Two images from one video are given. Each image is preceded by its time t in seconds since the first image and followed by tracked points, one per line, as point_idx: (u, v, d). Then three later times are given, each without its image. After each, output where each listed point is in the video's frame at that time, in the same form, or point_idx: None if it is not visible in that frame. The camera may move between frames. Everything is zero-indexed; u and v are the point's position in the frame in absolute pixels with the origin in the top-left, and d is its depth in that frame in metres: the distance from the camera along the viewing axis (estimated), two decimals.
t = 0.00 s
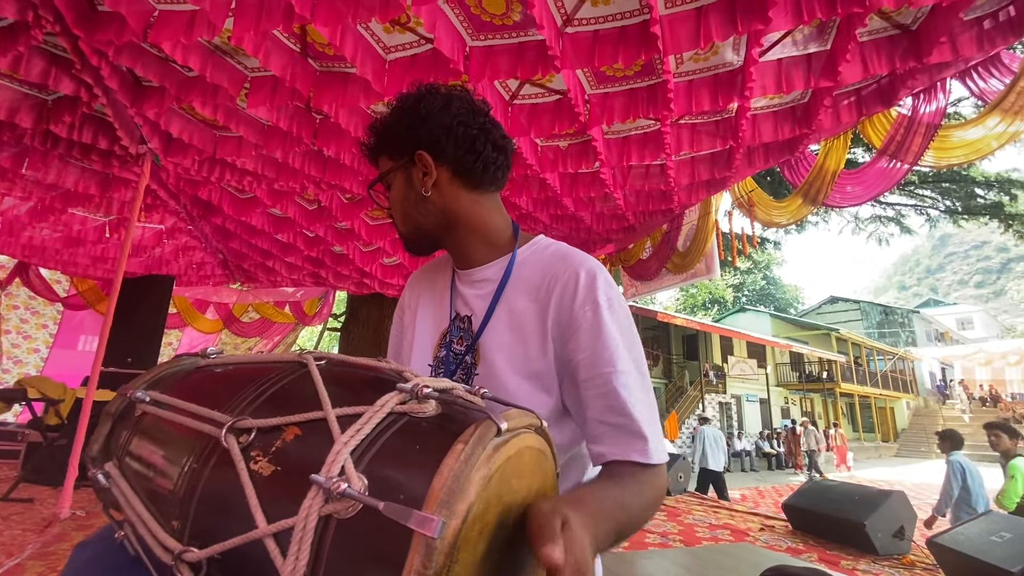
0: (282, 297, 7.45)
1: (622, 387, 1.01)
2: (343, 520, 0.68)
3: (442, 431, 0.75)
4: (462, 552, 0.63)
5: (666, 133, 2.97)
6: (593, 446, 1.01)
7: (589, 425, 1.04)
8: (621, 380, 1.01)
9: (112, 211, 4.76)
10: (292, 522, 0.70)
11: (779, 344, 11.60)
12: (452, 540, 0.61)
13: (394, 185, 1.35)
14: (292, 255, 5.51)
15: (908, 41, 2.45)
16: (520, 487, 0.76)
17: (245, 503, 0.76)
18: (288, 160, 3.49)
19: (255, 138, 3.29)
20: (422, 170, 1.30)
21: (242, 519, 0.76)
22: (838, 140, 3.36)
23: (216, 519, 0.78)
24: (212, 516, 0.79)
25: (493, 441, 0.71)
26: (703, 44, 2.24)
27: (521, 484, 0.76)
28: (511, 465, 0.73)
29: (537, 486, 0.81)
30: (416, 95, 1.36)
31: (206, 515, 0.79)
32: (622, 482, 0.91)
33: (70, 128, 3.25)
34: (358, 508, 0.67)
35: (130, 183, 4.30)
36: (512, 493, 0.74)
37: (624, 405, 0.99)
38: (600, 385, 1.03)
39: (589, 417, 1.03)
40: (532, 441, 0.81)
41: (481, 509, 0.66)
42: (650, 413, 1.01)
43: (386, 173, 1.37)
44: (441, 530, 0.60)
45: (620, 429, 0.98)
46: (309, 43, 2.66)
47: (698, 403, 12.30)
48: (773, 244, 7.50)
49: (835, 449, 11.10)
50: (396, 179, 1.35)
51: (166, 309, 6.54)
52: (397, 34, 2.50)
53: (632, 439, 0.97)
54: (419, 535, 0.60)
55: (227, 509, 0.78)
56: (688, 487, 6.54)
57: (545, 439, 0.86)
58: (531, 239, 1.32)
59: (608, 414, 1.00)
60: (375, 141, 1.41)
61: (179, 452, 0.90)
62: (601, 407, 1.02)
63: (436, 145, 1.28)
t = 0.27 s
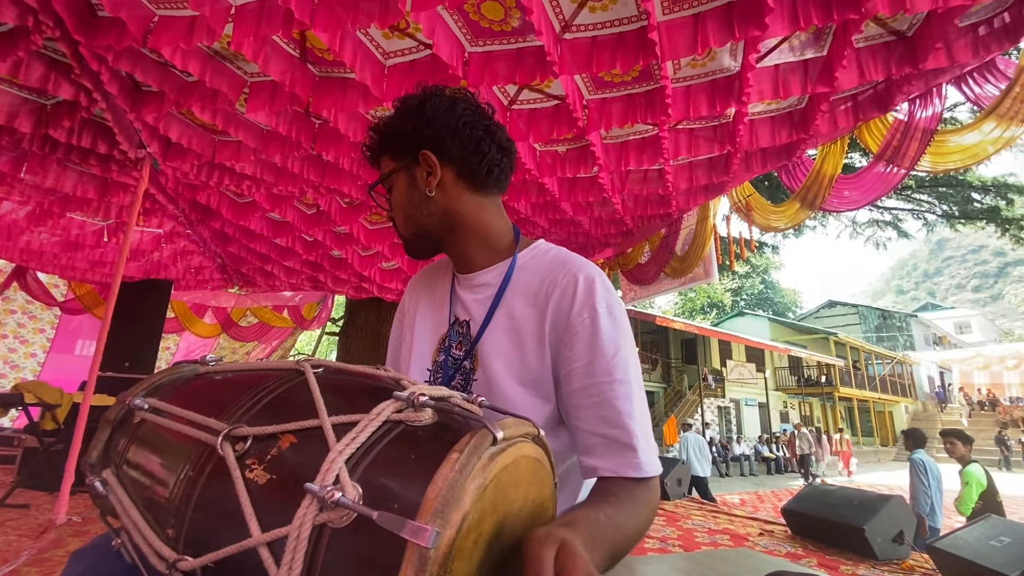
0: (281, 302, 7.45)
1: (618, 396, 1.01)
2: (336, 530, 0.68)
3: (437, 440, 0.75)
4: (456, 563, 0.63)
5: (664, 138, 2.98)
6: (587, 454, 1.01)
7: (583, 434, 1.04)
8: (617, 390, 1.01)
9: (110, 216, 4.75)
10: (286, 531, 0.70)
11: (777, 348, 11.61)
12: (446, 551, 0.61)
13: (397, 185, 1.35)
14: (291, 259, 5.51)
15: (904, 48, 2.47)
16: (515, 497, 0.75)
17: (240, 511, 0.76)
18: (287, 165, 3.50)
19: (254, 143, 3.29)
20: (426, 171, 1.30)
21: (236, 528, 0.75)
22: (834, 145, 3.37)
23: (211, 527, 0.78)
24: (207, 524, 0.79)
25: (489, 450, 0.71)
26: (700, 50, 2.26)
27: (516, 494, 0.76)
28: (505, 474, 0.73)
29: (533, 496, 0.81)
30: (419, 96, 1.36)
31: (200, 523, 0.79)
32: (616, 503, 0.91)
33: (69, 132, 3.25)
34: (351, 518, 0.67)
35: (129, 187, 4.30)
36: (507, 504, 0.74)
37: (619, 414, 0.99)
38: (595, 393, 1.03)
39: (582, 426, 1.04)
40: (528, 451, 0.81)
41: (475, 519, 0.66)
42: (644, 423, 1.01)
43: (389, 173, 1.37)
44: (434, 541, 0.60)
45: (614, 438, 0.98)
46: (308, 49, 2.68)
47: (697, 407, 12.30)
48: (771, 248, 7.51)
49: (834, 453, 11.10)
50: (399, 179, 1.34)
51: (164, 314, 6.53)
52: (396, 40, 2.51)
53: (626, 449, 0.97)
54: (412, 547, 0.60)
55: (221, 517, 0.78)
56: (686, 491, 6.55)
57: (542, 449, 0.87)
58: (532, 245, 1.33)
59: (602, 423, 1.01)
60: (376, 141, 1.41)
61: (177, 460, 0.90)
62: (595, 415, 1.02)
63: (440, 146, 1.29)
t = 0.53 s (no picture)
0: (280, 305, 7.44)
1: (617, 397, 1.01)
2: (343, 533, 0.68)
3: (444, 445, 0.75)
4: (464, 568, 0.62)
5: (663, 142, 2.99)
6: (587, 455, 1.01)
7: (583, 435, 1.04)
8: (616, 391, 1.01)
9: (110, 219, 4.75)
10: (293, 535, 0.70)
11: (776, 352, 11.61)
12: (454, 554, 0.60)
13: (394, 195, 1.35)
14: (290, 263, 5.51)
15: (901, 53, 2.48)
16: (520, 501, 0.75)
17: (246, 514, 0.76)
18: (286, 169, 3.50)
19: (254, 147, 3.30)
20: (424, 178, 1.30)
21: (242, 531, 0.75)
22: (832, 150, 3.38)
23: (216, 530, 0.78)
24: (212, 527, 0.79)
25: (495, 455, 0.72)
26: (699, 55, 2.27)
27: (522, 498, 0.76)
28: (511, 478, 0.73)
29: (539, 500, 0.81)
30: (412, 106, 1.36)
31: (205, 526, 0.79)
32: (619, 507, 0.91)
33: (69, 136, 3.25)
34: (359, 522, 0.67)
35: (128, 191, 4.30)
36: (513, 508, 0.73)
37: (618, 414, 0.99)
38: (594, 395, 1.03)
39: (582, 427, 1.04)
40: (532, 456, 0.81)
41: (482, 524, 0.66)
42: (643, 424, 1.01)
43: (385, 183, 1.36)
44: (442, 545, 0.59)
45: (613, 439, 0.98)
46: (309, 54, 2.68)
47: (696, 411, 12.30)
48: (770, 252, 7.52)
49: (834, 457, 11.08)
50: (396, 188, 1.34)
51: (163, 317, 6.52)
52: (396, 45, 2.52)
53: (626, 449, 0.97)
54: (420, 550, 0.60)
55: (227, 520, 0.78)
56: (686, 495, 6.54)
57: (546, 453, 0.86)
58: (529, 249, 1.34)
59: (602, 424, 1.00)
60: (371, 153, 1.41)
61: (181, 462, 0.89)
62: (595, 416, 1.02)
63: (437, 153, 1.29)
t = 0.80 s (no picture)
0: (279, 309, 7.43)
1: (622, 400, 1.01)
2: (341, 533, 0.68)
3: (443, 445, 0.75)
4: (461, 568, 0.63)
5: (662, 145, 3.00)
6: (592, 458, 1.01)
7: (587, 438, 1.03)
8: (620, 393, 1.01)
9: (109, 222, 4.75)
10: (292, 535, 0.70)
11: (776, 355, 11.61)
12: (452, 554, 0.61)
13: (401, 196, 1.33)
14: (289, 266, 5.51)
15: (899, 57, 2.49)
16: (519, 501, 0.75)
17: (245, 515, 0.76)
18: (286, 172, 3.50)
19: (254, 151, 3.30)
20: (434, 178, 1.30)
21: (241, 531, 0.75)
22: (831, 154, 3.39)
23: (215, 531, 0.78)
24: (211, 529, 0.78)
25: (495, 455, 0.71)
26: (697, 59, 2.28)
27: (520, 498, 0.76)
28: (510, 479, 0.73)
29: (538, 500, 0.81)
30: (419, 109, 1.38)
31: (205, 527, 0.79)
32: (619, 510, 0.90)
33: (69, 139, 3.25)
34: (357, 522, 0.67)
35: (128, 194, 4.30)
36: (511, 508, 0.74)
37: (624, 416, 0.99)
38: (599, 397, 1.03)
39: (586, 430, 1.03)
40: (532, 456, 0.81)
41: (480, 524, 0.66)
42: (647, 427, 1.01)
43: (392, 185, 1.35)
44: (440, 545, 0.59)
45: (620, 441, 0.98)
46: (309, 57, 2.69)
47: (696, 415, 12.29)
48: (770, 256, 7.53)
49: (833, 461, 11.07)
50: (404, 188, 1.33)
51: (162, 321, 6.51)
52: (396, 48, 2.53)
53: (633, 451, 0.97)
54: (418, 550, 0.60)
55: (225, 521, 0.77)
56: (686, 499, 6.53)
57: (545, 454, 0.86)
58: (531, 253, 1.34)
59: (606, 427, 1.00)
60: (375, 155, 1.39)
61: (180, 464, 0.89)
62: (599, 419, 1.02)
63: (448, 154, 1.30)
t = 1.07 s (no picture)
0: (278, 313, 7.42)
1: (618, 406, 1.01)
2: (329, 547, 0.68)
3: (432, 456, 0.75)
4: None
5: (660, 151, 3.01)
6: (589, 464, 1.01)
7: (583, 444, 1.03)
8: (616, 400, 1.02)
9: (108, 226, 4.75)
10: (280, 549, 0.70)
11: (775, 359, 11.62)
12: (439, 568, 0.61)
13: (408, 199, 1.32)
14: (288, 270, 5.51)
15: (896, 63, 2.51)
16: (509, 511, 0.76)
17: (234, 528, 0.76)
18: (286, 177, 3.51)
19: (253, 155, 3.31)
20: (441, 182, 1.30)
21: (230, 545, 0.75)
22: (829, 158, 3.41)
23: (205, 546, 0.78)
24: (200, 543, 0.78)
25: (482, 466, 0.72)
26: (696, 66, 2.30)
27: (510, 508, 0.76)
28: (499, 490, 0.73)
29: (529, 509, 0.81)
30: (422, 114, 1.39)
31: (195, 540, 0.79)
32: (613, 519, 0.90)
33: (69, 144, 3.26)
34: (346, 536, 0.67)
35: (127, 198, 4.31)
36: (500, 519, 0.74)
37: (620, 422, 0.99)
38: (595, 403, 1.03)
39: (582, 436, 1.04)
40: (522, 466, 0.81)
41: (468, 536, 0.66)
42: (643, 434, 1.01)
43: (397, 189, 1.34)
44: (427, 559, 0.60)
45: (616, 447, 0.98)
46: (309, 63, 2.70)
47: (695, 419, 12.28)
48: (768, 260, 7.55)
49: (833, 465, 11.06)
50: (411, 192, 1.32)
51: (160, 325, 6.50)
52: (395, 55, 2.54)
53: (629, 457, 0.97)
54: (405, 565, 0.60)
55: (214, 536, 0.77)
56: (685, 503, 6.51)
57: (537, 464, 0.87)
58: (530, 261, 1.35)
59: (602, 433, 1.00)
60: (380, 159, 1.39)
61: (171, 476, 0.90)
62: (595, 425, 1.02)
63: (455, 158, 1.32)
